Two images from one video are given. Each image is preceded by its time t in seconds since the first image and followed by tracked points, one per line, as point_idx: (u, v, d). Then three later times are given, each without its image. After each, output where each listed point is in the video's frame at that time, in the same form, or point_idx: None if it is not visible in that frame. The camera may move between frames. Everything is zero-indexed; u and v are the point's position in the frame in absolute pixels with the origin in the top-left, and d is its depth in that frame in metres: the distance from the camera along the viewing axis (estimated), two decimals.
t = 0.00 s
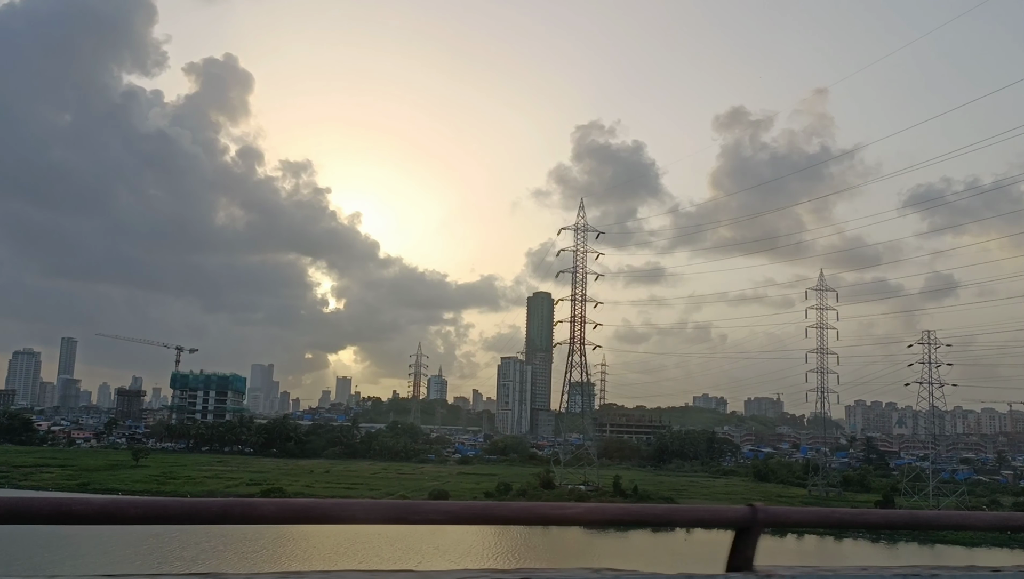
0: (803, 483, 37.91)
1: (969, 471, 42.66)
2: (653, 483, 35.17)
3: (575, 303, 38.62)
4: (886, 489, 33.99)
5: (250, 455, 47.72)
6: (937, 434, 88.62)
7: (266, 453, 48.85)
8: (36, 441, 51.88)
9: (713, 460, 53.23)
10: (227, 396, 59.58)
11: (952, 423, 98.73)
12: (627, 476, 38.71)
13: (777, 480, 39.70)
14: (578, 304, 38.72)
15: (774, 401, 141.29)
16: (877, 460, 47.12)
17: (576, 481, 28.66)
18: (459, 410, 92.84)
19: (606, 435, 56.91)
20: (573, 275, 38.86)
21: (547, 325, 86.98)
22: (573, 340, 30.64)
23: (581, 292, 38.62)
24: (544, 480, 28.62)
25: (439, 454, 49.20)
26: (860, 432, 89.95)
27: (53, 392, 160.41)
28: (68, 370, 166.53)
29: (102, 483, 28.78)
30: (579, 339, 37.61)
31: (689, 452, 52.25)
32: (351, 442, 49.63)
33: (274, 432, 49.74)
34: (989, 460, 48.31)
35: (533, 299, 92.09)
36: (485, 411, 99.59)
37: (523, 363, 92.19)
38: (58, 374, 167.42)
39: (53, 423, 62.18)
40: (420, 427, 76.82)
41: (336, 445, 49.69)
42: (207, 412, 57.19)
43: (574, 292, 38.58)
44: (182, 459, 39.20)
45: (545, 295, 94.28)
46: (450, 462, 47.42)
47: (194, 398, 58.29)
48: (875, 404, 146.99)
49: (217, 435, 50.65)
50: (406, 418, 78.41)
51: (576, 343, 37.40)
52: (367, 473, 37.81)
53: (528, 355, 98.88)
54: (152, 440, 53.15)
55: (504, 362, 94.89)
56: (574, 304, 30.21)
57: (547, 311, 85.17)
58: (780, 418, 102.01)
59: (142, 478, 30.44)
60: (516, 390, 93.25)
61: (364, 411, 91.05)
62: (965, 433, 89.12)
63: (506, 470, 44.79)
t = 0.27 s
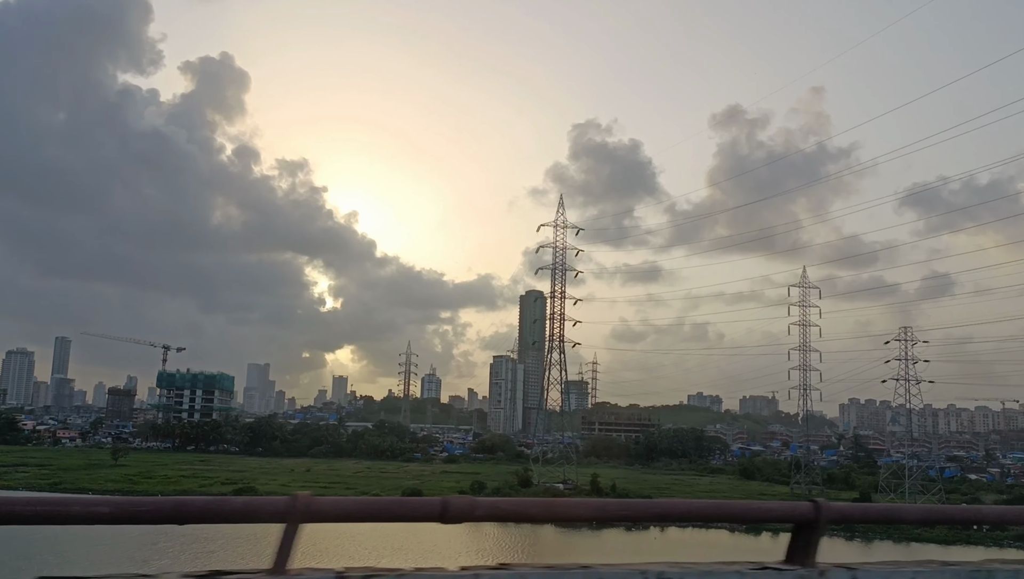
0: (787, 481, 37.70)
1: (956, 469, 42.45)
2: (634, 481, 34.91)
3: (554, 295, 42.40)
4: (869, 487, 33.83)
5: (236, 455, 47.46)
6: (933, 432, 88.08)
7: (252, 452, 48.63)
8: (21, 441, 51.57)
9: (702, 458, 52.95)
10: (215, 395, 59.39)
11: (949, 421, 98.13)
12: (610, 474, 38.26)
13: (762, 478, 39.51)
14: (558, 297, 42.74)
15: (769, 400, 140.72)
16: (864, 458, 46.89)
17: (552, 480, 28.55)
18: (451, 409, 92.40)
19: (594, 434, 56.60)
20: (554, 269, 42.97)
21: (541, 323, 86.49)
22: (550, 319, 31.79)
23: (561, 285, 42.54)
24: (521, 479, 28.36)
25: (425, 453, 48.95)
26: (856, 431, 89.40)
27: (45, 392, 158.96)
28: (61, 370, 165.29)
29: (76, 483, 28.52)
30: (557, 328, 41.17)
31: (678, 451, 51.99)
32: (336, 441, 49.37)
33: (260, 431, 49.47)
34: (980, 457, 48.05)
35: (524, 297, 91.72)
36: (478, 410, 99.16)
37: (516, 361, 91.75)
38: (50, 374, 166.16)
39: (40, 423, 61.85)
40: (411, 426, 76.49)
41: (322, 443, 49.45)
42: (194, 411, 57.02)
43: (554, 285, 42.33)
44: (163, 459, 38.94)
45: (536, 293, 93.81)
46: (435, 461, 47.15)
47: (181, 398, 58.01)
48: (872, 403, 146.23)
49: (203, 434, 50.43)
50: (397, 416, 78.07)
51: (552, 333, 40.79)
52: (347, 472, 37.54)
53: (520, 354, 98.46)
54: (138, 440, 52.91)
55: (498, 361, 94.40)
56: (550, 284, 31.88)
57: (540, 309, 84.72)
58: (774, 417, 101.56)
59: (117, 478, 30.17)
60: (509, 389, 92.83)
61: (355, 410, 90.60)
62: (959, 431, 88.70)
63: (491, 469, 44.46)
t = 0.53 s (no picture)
0: (771, 481, 37.33)
1: (942, 469, 42.24)
2: (616, 481, 34.40)
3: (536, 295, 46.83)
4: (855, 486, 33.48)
5: (219, 456, 47.08)
6: (923, 433, 88.10)
7: (237, 453, 48.28)
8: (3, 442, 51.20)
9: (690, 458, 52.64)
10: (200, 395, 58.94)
11: (939, 422, 98.25)
12: (590, 475, 37.68)
13: (747, 478, 39.17)
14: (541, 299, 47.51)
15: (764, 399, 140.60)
16: (852, 457, 46.59)
17: (531, 480, 28.00)
18: (442, 409, 91.99)
19: (582, 434, 56.18)
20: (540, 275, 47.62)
21: (531, 323, 86.25)
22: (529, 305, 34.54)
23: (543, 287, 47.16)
24: (498, 480, 27.90)
25: (410, 454, 48.50)
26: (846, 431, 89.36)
27: (39, 392, 158.42)
28: (54, 370, 164.98)
29: (46, 484, 28.10)
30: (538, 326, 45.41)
31: (665, 451, 51.66)
32: (321, 441, 48.88)
33: (244, 431, 49.10)
34: (966, 457, 47.93)
35: (517, 297, 91.55)
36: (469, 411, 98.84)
37: (507, 361, 91.49)
38: (43, 373, 165.75)
39: (25, 424, 61.50)
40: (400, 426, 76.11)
41: (306, 444, 49.05)
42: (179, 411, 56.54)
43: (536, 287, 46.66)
44: (141, 460, 38.54)
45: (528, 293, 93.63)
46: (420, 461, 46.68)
47: (166, 398, 57.67)
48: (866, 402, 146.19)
49: (188, 435, 50.05)
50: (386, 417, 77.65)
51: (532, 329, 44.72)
52: (326, 473, 37.03)
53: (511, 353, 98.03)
54: (123, 441, 52.60)
55: (489, 361, 94.12)
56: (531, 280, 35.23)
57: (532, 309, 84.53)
58: (767, 417, 101.38)
59: (89, 478, 29.75)
60: (500, 389, 92.42)
61: (346, 410, 90.24)
62: (950, 431, 88.67)
63: (475, 469, 43.96)
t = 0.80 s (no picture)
0: (755, 480, 36.97)
1: (927, 469, 41.91)
2: (593, 481, 34.01)
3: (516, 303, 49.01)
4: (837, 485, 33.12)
5: (202, 456, 46.68)
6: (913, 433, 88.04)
7: (220, 453, 47.89)
8: None
9: (676, 458, 52.24)
10: (186, 395, 58.57)
11: (930, 421, 98.07)
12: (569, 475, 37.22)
13: (732, 478, 38.86)
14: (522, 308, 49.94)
15: (757, 399, 140.54)
16: (839, 457, 46.28)
17: (506, 480, 27.62)
18: (433, 409, 91.62)
19: (570, 434, 55.81)
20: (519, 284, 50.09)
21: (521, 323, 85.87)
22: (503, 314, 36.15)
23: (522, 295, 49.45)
24: (474, 480, 27.44)
25: (395, 454, 48.04)
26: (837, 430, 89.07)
27: (32, 392, 158.25)
28: (47, 370, 164.85)
29: (14, 484, 27.69)
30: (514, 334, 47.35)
31: (652, 450, 51.28)
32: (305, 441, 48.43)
33: (227, 431, 48.69)
34: (953, 456, 47.66)
35: (508, 296, 91.30)
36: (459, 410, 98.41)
37: (497, 361, 91.12)
38: (36, 374, 165.61)
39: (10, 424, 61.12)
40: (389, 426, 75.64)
41: (290, 443, 48.66)
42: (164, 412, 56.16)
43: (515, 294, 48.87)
44: (119, 461, 38.13)
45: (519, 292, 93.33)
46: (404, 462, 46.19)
47: (151, 398, 57.27)
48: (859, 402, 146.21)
49: (171, 435, 49.64)
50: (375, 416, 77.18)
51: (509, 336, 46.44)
52: (304, 473, 36.59)
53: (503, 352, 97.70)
54: (106, 441, 52.21)
55: (480, 361, 93.83)
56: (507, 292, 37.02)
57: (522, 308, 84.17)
58: (759, 417, 101.26)
59: (60, 479, 29.31)
60: (491, 389, 92.07)
61: (336, 409, 89.93)
62: (941, 431, 88.58)
63: (457, 469, 43.42)
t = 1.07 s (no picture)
0: (737, 480, 36.90)
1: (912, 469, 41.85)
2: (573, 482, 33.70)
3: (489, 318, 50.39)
4: (819, 484, 33.01)
5: (185, 457, 46.45)
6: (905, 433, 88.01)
7: (204, 454, 47.67)
8: None
9: (664, 458, 52.06)
10: (171, 395, 58.37)
11: (923, 421, 97.87)
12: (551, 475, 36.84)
13: (715, 478, 38.77)
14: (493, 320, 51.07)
15: (751, 400, 140.35)
16: (824, 457, 46.23)
17: (482, 480, 27.34)
18: (424, 409, 91.34)
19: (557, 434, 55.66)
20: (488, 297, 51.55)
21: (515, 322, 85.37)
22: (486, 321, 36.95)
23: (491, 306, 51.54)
24: (449, 480, 27.30)
25: (380, 454, 47.79)
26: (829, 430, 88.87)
27: (23, 392, 157.47)
28: (38, 370, 164.08)
29: None
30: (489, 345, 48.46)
31: (640, 451, 51.09)
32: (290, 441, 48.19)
33: (211, 431, 48.46)
34: (941, 457, 47.52)
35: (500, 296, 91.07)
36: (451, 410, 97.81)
37: (489, 361, 90.63)
38: (27, 374, 164.81)
39: None
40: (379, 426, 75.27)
41: (274, 443, 48.45)
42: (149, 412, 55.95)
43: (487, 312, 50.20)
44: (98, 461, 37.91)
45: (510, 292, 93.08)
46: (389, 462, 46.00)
47: (136, 398, 57.00)
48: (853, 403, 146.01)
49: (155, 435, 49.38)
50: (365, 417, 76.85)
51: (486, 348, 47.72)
52: (284, 473, 36.31)
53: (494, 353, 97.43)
54: (90, 442, 51.94)
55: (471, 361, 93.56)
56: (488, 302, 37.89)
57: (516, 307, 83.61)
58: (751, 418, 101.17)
59: (33, 479, 29.11)
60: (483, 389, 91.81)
61: (326, 410, 89.66)
62: (932, 432, 88.54)
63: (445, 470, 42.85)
